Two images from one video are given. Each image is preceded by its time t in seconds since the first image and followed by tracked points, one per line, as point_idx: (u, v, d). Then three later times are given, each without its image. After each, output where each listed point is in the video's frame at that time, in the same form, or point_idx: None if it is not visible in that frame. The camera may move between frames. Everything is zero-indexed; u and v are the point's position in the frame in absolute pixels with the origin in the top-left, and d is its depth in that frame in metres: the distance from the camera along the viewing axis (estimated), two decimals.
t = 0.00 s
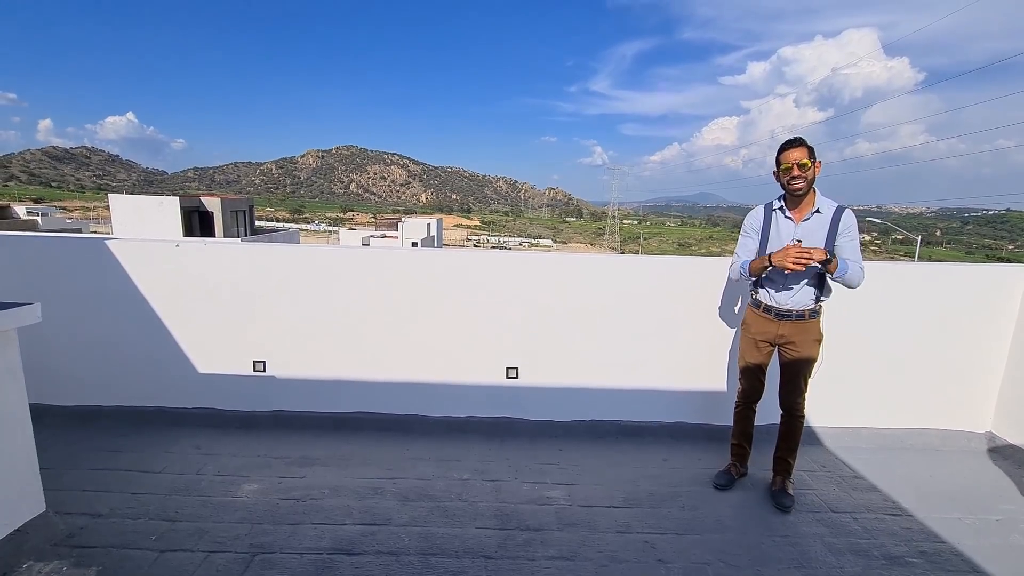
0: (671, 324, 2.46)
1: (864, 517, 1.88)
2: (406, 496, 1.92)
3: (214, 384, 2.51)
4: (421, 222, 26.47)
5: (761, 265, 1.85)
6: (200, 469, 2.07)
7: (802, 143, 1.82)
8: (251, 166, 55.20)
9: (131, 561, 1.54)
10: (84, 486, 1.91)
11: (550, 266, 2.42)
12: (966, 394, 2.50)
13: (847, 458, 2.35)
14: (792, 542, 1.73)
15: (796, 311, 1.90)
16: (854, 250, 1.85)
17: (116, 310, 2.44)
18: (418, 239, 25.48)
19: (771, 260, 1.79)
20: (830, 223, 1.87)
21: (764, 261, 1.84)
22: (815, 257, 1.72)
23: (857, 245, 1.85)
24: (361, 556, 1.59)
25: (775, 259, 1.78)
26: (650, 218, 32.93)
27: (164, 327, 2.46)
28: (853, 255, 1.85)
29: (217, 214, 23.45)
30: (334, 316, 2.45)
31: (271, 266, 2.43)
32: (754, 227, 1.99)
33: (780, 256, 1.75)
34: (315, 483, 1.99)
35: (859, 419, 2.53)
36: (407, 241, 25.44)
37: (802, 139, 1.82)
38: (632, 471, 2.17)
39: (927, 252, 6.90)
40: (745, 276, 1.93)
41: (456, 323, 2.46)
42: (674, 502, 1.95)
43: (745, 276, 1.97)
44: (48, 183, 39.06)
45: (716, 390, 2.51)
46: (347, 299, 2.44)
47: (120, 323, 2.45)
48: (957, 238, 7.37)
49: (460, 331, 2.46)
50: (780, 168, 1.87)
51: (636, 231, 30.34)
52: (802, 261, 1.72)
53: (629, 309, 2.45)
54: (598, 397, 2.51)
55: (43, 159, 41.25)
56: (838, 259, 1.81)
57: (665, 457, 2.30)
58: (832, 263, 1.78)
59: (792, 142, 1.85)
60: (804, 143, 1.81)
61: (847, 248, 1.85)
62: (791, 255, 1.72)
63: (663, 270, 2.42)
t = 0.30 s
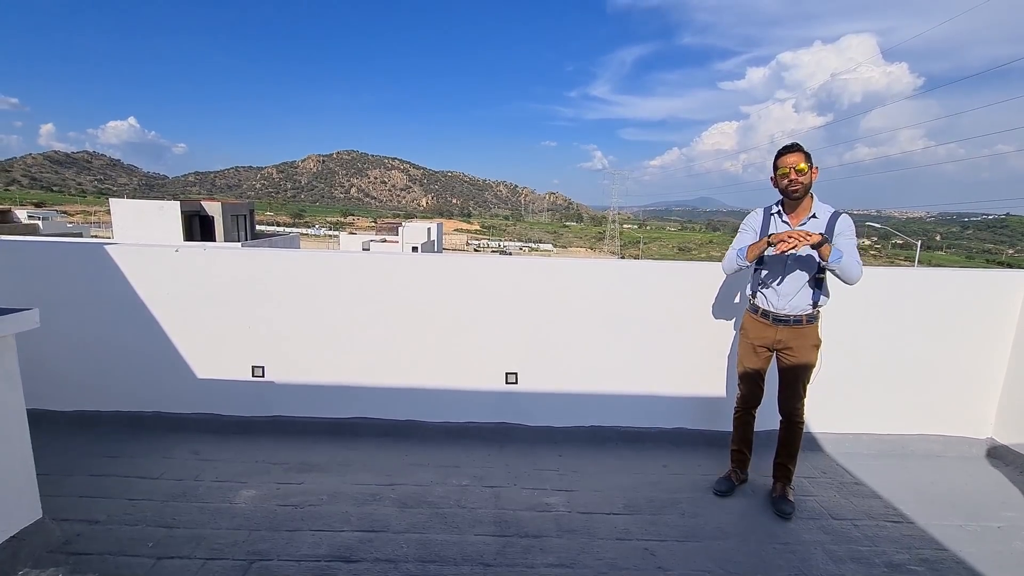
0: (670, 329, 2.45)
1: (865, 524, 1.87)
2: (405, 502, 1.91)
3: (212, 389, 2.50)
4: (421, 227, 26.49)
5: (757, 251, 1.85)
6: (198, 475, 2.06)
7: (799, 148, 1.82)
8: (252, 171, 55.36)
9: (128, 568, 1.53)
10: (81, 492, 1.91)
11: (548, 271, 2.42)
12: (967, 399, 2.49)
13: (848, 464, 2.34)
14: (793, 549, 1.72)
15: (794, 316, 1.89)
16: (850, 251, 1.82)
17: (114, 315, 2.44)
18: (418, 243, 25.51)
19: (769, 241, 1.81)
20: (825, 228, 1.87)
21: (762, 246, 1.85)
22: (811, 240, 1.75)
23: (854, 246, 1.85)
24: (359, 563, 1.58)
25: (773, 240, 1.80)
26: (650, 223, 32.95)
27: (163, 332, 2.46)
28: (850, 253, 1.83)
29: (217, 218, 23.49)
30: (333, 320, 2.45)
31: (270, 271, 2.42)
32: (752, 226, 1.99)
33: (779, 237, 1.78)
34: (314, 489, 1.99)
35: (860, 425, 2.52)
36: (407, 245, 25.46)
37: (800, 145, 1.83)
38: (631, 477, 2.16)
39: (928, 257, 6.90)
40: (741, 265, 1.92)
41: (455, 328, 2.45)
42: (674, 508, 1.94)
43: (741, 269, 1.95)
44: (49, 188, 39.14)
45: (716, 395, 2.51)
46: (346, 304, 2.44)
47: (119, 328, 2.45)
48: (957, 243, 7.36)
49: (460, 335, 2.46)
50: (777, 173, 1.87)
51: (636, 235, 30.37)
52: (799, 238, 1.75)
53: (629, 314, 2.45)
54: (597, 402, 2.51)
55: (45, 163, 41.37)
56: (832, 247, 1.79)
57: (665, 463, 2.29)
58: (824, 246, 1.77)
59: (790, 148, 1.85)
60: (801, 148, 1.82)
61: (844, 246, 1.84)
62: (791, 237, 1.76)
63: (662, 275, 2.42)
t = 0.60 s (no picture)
0: (669, 333, 2.45)
1: (863, 529, 1.87)
2: (402, 507, 1.91)
3: (211, 394, 2.50)
4: (421, 230, 26.52)
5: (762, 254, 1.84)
6: (195, 480, 2.06)
7: (791, 153, 1.83)
8: (252, 175, 55.51)
9: (124, 573, 1.53)
10: (78, 497, 1.90)
11: (547, 275, 2.42)
12: (966, 404, 2.49)
13: (847, 469, 2.33)
14: (790, 554, 1.72)
15: (789, 320, 1.90)
16: (841, 256, 1.83)
17: (113, 319, 2.44)
18: (418, 247, 25.53)
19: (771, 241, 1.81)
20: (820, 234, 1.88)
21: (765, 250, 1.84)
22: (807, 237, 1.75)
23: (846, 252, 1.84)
24: (355, 568, 1.57)
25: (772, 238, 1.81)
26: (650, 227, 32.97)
27: (162, 336, 2.46)
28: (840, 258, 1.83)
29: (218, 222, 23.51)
30: (332, 325, 2.45)
31: (268, 276, 2.43)
32: (749, 231, 2.00)
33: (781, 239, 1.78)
34: (311, 493, 1.98)
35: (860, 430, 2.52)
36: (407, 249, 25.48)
37: (790, 150, 1.84)
38: (630, 482, 2.16)
39: (927, 260, 6.89)
40: (739, 270, 1.93)
41: (454, 333, 2.45)
42: (672, 513, 1.94)
43: (741, 276, 1.95)
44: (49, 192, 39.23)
45: (715, 400, 2.50)
46: (344, 308, 2.44)
47: (117, 332, 2.45)
48: (957, 246, 7.36)
49: (458, 340, 2.46)
50: (769, 179, 1.88)
51: (636, 239, 30.41)
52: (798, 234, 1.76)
53: (627, 318, 2.45)
54: (596, 406, 2.50)
55: (46, 168, 41.47)
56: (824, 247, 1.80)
57: (664, 467, 2.29)
58: (817, 245, 1.77)
59: (780, 154, 1.86)
60: (792, 153, 1.83)
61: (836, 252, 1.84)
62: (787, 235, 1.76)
63: (660, 279, 2.42)
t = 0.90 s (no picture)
0: (667, 337, 2.45)
1: (862, 534, 1.86)
2: (400, 512, 1.90)
3: (209, 398, 2.50)
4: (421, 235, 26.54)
5: (761, 257, 1.84)
6: (192, 485, 2.05)
7: (786, 158, 1.84)
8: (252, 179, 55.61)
9: None
10: (74, 502, 1.90)
11: (545, 279, 2.43)
12: (965, 409, 2.49)
13: (846, 473, 2.33)
14: (789, 559, 1.71)
15: (786, 324, 1.90)
16: (836, 261, 1.83)
17: (112, 324, 2.44)
18: (417, 251, 25.55)
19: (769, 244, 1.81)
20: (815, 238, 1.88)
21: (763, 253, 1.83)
22: (804, 240, 1.76)
23: (841, 257, 1.85)
24: (352, 574, 1.57)
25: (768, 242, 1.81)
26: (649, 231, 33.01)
27: (160, 340, 2.46)
28: (835, 262, 1.83)
29: (217, 226, 23.52)
30: (330, 329, 2.45)
31: (266, 280, 2.43)
32: (746, 236, 2.01)
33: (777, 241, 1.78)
34: (309, 498, 1.98)
35: (858, 433, 2.52)
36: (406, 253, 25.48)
37: (785, 155, 1.85)
38: (628, 486, 2.15)
39: (926, 264, 6.89)
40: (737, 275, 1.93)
41: (452, 337, 2.45)
42: (671, 518, 1.93)
43: (740, 281, 1.95)
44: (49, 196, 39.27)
45: (713, 404, 2.50)
46: (342, 312, 2.44)
47: (115, 337, 2.45)
48: (956, 250, 7.36)
49: (456, 344, 2.46)
50: (765, 184, 1.88)
51: (635, 244, 30.43)
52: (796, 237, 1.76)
53: (625, 322, 2.45)
54: (594, 411, 2.50)
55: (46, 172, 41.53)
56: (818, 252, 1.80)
57: (662, 472, 2.28)
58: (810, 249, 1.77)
59: (776, 159, 1.87)
60: (787, 158, 1.84)
61: (831, 256, 1.85)
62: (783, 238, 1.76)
63: (658, 284, 2.42)
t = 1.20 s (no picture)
0: (665, 341, 2.46)
1: (862, 538, 1.86)
2: (398, 516, 1.90)
3: (207, 402, 2.49)
4: (420, 239, 26.54)
5: (757, 264, 1.85)
6: (190, 489, 2.05)
7: (786, 163, 1.85)
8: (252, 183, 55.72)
9: None
10: (72, 507, 1.89)
11: (544, 284, 2.43)
12: (964, 413, 2.49)
13: (845, 477, 2.33)
14: (789, 564, 1.71)
15: (785, 329, 1.90)
16: (833, 266, 1.84)
17: (110, 328, 2.44)
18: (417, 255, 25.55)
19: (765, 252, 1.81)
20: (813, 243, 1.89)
21: (760, 259, 1.84)
22: (799, 249, 1.76)
23: (839, 262, 1.86)
24: None
25: (766, 248, 1.81)
26: (649, 235, 33.05)
27: (158, 345, 2.46)
28: (832, 268, 1.84)
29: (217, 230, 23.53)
30: (328, 333, 2.45)
31: (265, 284, 2.43)
32: (745, 241, 2.01)
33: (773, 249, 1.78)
34: (308, 503, 1.97)
35: (857, 437, 2.52)
36: (405, 257, 25.50)
37: (785, 160, 1.85)
38: (627, 491, 2.15)
39: (925, 267, 6.90)
40: (735, 279, 1.94)
41: (451, 341, 2.46)
42: (669, 522, 1.93)
43: (737, 286, 1.95)
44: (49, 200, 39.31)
45: (712, 408, 2.50)
46: (341, 316, 2.45)
47: (114, 341, 2.45)
48: (955, 254, 7.37)
49: (455, 348, 2.46)
50: (765, 188, 1.89)
51: (634, 247, 30.46)
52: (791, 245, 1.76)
53: (623, 326, 2.45)
54: (593, 415, 2.50)
55: (46, 176, 41.59)
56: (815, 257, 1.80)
57: (661, 476, 2.28)
58: (808, 255, 1.77)
59: (776, 163, 1.88)
60: (788, 162, 1.84)
61: (829, 262, 1.85)
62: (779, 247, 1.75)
63: (657, 288, 2.43)
